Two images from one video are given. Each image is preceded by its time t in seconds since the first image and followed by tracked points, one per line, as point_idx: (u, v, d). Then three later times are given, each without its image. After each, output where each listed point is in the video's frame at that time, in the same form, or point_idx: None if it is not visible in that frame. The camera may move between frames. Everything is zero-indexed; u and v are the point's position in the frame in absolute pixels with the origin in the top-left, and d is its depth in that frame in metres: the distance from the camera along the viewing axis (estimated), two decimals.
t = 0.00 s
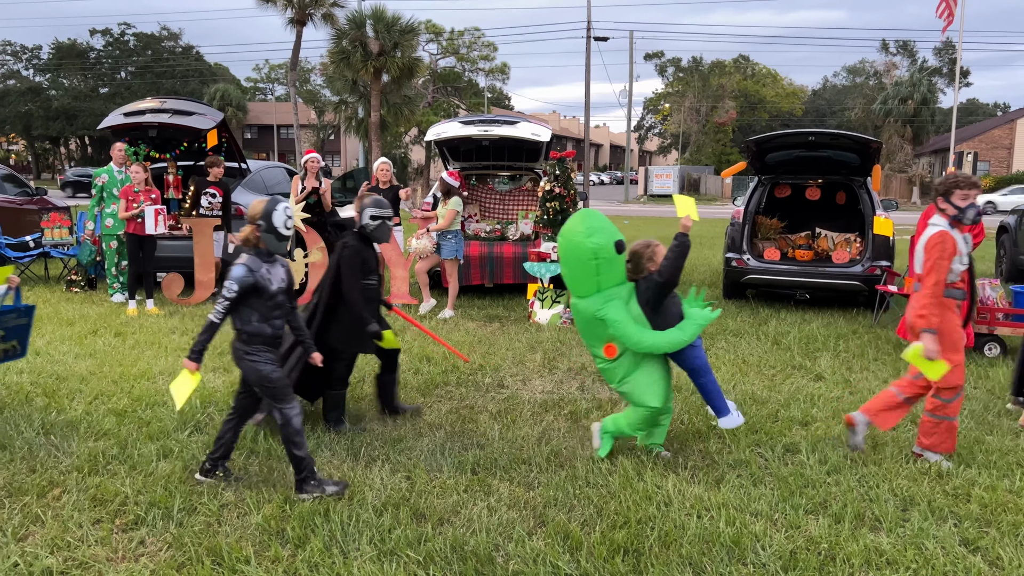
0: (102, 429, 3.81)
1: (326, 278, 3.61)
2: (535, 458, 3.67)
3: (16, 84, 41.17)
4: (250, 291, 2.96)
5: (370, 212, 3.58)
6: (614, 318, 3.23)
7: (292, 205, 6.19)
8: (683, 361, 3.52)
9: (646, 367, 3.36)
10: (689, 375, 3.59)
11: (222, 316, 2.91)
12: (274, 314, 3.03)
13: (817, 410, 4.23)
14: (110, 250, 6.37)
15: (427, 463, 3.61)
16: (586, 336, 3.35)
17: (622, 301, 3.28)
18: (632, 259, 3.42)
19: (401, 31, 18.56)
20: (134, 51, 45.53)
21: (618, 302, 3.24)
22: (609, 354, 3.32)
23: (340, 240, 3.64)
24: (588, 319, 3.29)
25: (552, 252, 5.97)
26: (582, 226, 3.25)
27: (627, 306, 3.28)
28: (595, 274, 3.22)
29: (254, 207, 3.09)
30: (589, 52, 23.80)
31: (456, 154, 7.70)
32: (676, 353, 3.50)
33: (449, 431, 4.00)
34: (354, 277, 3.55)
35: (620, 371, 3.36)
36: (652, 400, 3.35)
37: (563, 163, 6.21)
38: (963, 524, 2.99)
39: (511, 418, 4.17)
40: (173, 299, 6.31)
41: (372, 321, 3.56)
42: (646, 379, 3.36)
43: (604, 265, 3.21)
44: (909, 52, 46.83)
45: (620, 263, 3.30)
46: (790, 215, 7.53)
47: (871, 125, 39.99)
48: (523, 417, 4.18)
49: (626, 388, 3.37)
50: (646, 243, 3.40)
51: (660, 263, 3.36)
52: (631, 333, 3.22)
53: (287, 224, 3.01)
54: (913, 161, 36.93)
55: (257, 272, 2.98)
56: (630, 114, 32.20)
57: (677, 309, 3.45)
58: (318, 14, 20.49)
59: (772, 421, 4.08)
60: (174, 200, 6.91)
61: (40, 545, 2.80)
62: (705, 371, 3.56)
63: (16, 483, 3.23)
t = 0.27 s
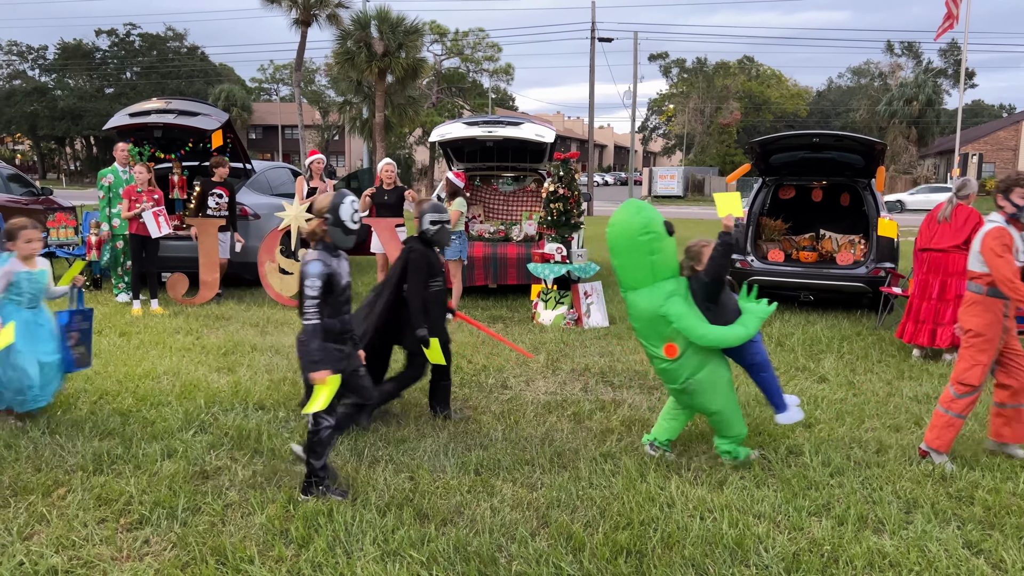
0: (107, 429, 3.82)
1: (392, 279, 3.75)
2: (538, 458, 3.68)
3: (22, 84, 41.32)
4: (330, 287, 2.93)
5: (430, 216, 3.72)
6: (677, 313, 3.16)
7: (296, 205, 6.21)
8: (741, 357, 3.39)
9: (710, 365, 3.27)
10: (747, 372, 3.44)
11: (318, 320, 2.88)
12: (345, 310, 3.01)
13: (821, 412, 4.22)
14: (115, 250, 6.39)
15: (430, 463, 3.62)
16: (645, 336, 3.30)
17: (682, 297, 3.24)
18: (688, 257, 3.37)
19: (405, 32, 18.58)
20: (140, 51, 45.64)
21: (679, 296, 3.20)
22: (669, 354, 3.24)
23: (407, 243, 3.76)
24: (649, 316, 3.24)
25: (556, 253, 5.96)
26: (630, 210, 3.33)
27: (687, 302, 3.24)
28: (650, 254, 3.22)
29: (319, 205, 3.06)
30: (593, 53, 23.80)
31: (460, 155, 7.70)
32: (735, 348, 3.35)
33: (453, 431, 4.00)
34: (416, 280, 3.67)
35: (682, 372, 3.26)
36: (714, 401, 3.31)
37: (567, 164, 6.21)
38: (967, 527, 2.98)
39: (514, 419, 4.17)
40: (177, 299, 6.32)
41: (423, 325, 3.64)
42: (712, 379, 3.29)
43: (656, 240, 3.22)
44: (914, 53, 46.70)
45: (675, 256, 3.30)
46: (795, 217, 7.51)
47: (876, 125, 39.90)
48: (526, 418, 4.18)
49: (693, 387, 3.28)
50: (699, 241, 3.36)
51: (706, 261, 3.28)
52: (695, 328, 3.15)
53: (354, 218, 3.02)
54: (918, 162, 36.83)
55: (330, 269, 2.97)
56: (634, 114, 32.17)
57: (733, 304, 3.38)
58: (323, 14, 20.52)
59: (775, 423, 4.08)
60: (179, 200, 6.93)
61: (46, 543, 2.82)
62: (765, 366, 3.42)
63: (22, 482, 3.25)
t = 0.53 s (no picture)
0: (107, 428, 3.83)
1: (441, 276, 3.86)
2: (537, 459, 3.68)
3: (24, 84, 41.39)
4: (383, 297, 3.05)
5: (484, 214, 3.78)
6: (716, 320, 3.25)
7: (297, 205, 6.22)
8: (788, 365, 3.34)
9: (752, 371, 3.31)
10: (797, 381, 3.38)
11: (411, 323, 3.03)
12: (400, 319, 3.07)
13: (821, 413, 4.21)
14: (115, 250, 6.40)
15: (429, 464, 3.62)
16: (691, 339, 3.43)
17: (724, 303, 3.30)
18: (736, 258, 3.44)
19: (406, 32, 18.60)
20: (142, 51, 45.70)
21: (718, 303, 3.27)
22: (711, 358, 3.36)
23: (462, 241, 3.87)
24: (692, 320, 3.35)
25: (556, 254, 5.92)
26: (673, 214, 3.44)
27: (729, 309, 3.29)
28: (690, 261, 3.34)
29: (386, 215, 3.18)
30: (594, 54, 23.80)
31: (461, 156, 7.71)
32: (781, 356, 3.32)
33: (452, 431, 4.00)
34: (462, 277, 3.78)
35: (724, 375, 3.36)
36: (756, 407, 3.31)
37: (568, 164, 6.22)
38: (966, 528, 2.98)
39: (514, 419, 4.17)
40: (178, 299, 6.34)
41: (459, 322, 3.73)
42: (752, 385, 3.32)
43: (694, 246, 3.32)
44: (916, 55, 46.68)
45: (718, 260, 3.36)
46: (796, 217, 7.51)
47: (877, 127, 39.88)
48: (526, 419, 4.18)
49: (733, 392, 3.36)
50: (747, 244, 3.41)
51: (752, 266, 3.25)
52: (731, 337, 3.20)
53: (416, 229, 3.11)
54: (920, 163, 36.81)
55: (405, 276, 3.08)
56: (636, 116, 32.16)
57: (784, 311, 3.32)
58: (325, 15, 20.54)
59: (775, 424, 4.07)
60: (180, 200, 6.94)
61: (45, 542, 2.82)
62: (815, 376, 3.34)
63: (23, 481, 3.26)
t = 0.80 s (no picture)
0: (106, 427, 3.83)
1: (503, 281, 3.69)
2: (536, 458, 3.68)
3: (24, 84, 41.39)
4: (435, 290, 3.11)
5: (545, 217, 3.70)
6: (748, 316, 3.35)
7: (296, 205, 6.23)
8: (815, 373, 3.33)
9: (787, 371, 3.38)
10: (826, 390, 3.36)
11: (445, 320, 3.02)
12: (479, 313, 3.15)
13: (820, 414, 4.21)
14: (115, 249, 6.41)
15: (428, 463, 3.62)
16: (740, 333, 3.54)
17: (764, 303, 3.33)
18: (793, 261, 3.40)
19: (406, 32, 18.62)
20: (142, 51, 45.70)
21: (754, 303, 3.32)
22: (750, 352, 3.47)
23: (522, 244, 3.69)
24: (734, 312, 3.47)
25: (555, 254, 5.91)
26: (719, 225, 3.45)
27: (767, 309, 3.32)
28: (730, 273, 3.37)
29: (457, 209, 3.20)
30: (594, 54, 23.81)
31: (460, 156, 7.72)
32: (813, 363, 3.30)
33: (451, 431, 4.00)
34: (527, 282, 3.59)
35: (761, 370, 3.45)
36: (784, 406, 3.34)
37: (567, 165, 6.24)
38: (963, 528, 2.98)
39: (513, 419, 4.17)
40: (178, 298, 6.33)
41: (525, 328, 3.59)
42: (779, 385, 3.36)
43: (732, 261, 3.34)
44: (916, 57, 46.73)
45: (765, 265, 3.33)
46: (795, 219, 7.51)
47: (877, 128, 39.91)
48: (525, 419, 4.18)
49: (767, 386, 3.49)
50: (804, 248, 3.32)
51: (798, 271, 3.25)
52: (757, 336, 3.30)
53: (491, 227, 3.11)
54: (919, 165, 36.85)
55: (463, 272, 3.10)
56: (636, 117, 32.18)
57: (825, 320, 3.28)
58: (325, 15, 20.55)
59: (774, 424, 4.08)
60: (180, 200, 6.94)
61: (44, 541, 2.82)
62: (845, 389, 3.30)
63: (22, 480, 3.26)
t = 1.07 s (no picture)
0: (102, 425, 3.82)
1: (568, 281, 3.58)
2: (533, 458, 3.68)
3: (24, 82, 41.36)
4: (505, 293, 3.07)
5: (605, 216, 3.64)
6: (802, 309, 3.28)
7: (295, 204, 6.21)
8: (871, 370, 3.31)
9: (841, 370, 3.33)
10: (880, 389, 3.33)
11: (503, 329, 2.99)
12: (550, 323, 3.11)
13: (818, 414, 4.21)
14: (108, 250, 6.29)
15: (426, 463, 3.61)
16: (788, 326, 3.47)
17: (819, 296, 3.27)
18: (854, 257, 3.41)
19: (406, 32, 18.61)
20: (142, 50, 45.67)
21: (811, 294, 3.24)
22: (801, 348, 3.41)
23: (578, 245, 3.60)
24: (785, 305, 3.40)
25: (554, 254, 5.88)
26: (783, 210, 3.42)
27: (825, 303, 3.26)
28: (789, 258, 3.33)
29: (524, 221, 3.18)
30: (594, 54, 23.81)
31: (459, 156, 7.71)
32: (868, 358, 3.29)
33: (449, 430, 4.00)
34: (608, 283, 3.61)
35: (813, 367, 3.39)
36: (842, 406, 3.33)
37: (566, 164, 6.21)
38: (961, 530, 2.98)
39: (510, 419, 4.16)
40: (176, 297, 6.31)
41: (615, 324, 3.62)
42: (838, 383, 3.33)
43: (795, 234, 3.31)
44: (916, 59, 46.77)
45: (826, 251, 3.29)
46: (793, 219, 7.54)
47: (877, 130, 39.93)
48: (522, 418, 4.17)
49: (818, 387, 3.42)
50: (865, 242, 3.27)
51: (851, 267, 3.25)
52: (812, 329, 3.23)
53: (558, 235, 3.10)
54: (918, 167, 36.88)
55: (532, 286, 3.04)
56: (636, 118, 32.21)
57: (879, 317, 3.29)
58: (325, 15, 20.55)
59: (772, 424, 4.07)
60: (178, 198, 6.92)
61: (39, 540, 2.81)
62: (897, 387, 3.28)
63: (17, 479, 3.25)
